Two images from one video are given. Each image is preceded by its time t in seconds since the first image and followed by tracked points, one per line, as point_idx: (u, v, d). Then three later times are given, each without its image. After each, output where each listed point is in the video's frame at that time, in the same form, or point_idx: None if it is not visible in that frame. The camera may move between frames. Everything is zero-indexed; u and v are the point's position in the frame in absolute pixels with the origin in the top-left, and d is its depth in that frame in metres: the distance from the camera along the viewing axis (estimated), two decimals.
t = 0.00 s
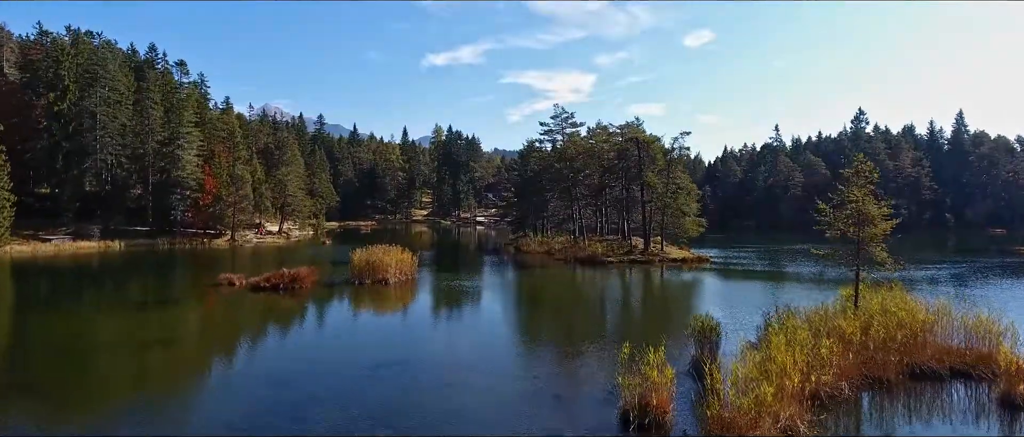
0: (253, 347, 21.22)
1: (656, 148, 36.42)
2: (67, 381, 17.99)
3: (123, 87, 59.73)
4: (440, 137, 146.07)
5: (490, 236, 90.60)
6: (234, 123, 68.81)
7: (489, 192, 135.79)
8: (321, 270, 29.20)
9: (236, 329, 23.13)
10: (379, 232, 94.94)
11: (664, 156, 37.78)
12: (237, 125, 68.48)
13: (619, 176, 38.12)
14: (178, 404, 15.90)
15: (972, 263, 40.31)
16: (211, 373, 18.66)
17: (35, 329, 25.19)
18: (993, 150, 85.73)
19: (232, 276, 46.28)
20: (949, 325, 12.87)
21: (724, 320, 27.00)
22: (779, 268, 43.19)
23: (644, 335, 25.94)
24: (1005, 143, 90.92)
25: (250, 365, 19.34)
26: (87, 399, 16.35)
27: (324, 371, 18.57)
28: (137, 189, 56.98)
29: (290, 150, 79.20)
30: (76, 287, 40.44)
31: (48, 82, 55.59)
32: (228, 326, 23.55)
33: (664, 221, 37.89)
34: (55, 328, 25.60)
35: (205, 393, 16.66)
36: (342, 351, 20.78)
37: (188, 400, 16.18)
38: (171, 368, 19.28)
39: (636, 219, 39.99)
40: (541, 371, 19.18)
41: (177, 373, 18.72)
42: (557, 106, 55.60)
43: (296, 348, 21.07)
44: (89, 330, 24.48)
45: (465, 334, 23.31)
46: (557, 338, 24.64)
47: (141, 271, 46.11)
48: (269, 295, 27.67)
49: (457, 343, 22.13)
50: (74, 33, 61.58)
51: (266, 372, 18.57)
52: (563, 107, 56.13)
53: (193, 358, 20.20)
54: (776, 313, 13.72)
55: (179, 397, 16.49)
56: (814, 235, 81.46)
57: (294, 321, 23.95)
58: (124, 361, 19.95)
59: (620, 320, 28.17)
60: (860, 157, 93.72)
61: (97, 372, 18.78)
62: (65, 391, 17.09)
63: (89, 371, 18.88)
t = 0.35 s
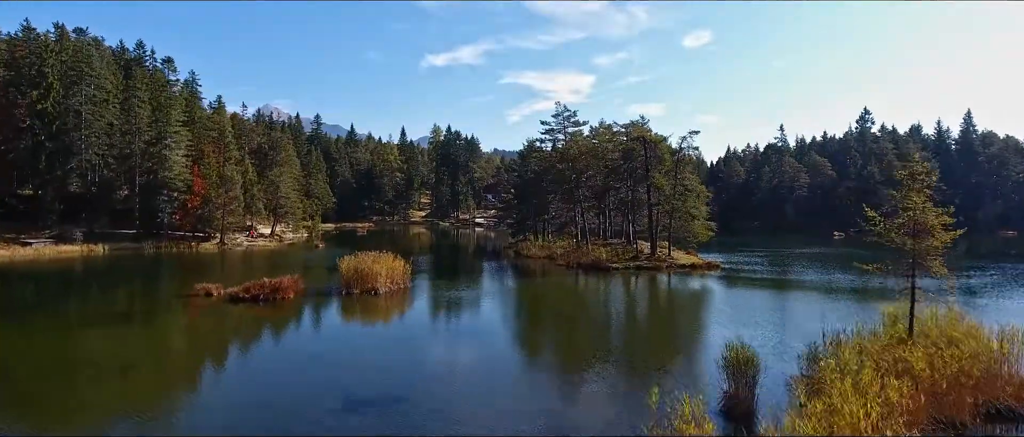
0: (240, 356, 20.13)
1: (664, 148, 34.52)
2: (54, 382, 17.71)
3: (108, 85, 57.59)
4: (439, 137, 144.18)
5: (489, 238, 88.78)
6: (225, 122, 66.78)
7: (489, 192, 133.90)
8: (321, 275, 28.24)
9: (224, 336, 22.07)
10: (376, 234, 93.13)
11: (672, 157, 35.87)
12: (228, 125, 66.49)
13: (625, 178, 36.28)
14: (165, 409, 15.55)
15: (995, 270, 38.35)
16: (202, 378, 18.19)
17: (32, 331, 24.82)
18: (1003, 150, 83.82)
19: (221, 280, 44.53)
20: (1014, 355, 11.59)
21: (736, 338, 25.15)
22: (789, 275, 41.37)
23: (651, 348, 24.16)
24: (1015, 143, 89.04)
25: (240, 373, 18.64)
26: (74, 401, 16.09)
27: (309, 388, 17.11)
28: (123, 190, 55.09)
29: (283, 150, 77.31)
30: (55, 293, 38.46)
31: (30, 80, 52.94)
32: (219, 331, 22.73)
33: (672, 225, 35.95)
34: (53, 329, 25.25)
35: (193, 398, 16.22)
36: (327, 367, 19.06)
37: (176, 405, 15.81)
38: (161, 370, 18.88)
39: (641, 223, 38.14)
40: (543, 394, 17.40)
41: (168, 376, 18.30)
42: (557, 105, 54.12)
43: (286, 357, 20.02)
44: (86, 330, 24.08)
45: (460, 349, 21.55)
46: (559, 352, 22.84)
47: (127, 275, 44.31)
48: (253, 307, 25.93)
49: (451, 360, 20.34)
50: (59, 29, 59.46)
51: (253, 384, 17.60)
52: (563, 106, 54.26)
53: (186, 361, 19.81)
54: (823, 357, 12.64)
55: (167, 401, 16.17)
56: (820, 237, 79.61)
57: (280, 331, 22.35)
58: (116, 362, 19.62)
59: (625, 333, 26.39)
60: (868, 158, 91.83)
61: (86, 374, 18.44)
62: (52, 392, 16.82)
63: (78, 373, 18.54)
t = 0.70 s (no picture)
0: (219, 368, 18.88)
1: (673, 149, 32.53)
2: (34, 390, 16.95)
3: (92, 82, 55.53)
4: (437, 138, 142.09)
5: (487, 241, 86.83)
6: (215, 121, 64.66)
7: (488, 193, 131.83)
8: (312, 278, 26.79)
9: (204, 345, 20.65)
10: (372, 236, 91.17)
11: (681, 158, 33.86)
12: (218, 124, 64.42)
13: (631, 180, 34.33)
14: (151, 423, 14.90)
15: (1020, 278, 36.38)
16: (191, 387, 17.42)
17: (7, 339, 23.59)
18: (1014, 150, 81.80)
19: (208, 286, 42.75)
20: None
21: (749, 356, 23.40)
22: (800, 285, 39.44)
23: (659, 364, 22.38)
24: None
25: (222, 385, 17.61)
26: (58, 411, 15.44)
27: (294, 406, 15.84)
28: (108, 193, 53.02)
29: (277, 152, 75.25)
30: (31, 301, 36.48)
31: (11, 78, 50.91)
32: (208, 332, 21.83)
33: (681, 230, 33.93)
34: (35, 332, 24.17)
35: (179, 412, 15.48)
36: (311, 384, 17.50)
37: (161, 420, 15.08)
38: (147, 378, 18.07)
39: (649, 226, 36.18)
40: (538, 422, 15.77)
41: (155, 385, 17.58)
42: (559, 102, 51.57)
43: (272, 366, 18.85)
44: (71, 334, 23.12)
45: (453, 367, 19.78)
46: (560, 369, 21.03)
47: (106, 282, 42.20)
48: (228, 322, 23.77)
49: (444, 378, 18.61)
50: (42, 25, 57.36)
51: (235, 398, 16.47)
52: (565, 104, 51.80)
53: (174, 366, 19.00)
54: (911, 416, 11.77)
55: (154, 414, 15.49)
56: (827, 240, 77.67)
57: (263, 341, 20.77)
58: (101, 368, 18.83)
59: (632, 347, 24.57)
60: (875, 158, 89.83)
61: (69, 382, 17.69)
62: (34, 400, 16.12)
63: (62, 380, 17.79)
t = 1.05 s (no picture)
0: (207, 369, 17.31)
1: (684, 148, 30.58)
2: (12, 392, 15.58)
3: (75, 78, 53.35)
4: (434, 138, 140.04)
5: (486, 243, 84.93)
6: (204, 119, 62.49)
7: (486, 194, 129.80)
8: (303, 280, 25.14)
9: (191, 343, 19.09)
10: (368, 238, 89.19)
11: (692, 158, 31.90)
12: (207, 123, 62.31)
13: (639, 179, 32.39)
14: (142, 424, 13.66)
15: None
16: (181, 386, 16.15)
17: None
18: None
19: (197, 290, 40.84)
20: None
21: (765, 368, 21.74)
22: (814, 292, 37.57)
23: (672, 375, 20.71)
24: None
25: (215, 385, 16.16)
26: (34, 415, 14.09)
27: (283, 417, 14.20)
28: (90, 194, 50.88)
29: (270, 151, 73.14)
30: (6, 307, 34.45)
31: None
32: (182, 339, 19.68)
33: (693, 233, 31.93)
34: (10, 337, 22.57)
35: (170, 413, 14.16)
36: (301, 393, 15.81)
37: (151, 422, 13.75)
38: (134, 378, 16.69)
39: (657, 229, 34.22)
40: None
41: (144, 385, 16.22)
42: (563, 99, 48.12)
43: (263, 370, 17.30)
44: (50, 339, 21.59)
45: (451, 378, 18.04)
46: (565, 380, 19.32)
47: (88, 286, 40.13)
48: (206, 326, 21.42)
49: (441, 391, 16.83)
50: (25, 20, 55.30)
51: (224, 403, 14.94)
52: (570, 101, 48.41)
53: (163, 364, 17.62)
54: None
55: (146, 414, 14.28)
56: (834, 242, 75.75)
57: (248, 344, 19.07)
58: (86, 368, 17.47)
59: (641, 356, 22.88)
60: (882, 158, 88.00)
61: (51, 383, 16.34)
62: (17, 402, 14.85)
63: (43, 381, 16.43)
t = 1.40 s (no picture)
0: (203, 376, 15.96)
1: (699, 146, 28.63)
2: None
3: (59, 73, 51.33)
4: (433, 137, 138.05)
5: (486, 245, 82.99)
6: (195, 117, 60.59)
7: (486, 194, 127.80)
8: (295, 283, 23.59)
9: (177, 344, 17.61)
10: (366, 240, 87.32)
11: (707, 156, 29.94)
12: (198, 120, 60.31)
13: (650, 178, 30.52)
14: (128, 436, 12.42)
15: None
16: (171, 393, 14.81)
17: None
18: None
19: (183, 294, 39.01)
20: None
21: (782, 374, 20.22)
22: (831, 299, 35.71)
23: (684, 382, 19.15)
24: None
25: (210, 394, 14.79)
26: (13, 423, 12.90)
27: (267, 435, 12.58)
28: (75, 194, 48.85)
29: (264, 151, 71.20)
30: None
31: None
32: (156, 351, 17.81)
33: (708, 236, 29.96)
34: None
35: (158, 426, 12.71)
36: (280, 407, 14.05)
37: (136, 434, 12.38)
38: (120, 382, 15.32)
39: (669, 230, 32.29)
40: None
41: (134, 389, 14.94)
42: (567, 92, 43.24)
43: (253, 382, 15.68)
44: (25, 344, 19.99)
45: (446, 389, 16.39)
46: (569, 388, 17.72)
47: (68, 290, 38.24)
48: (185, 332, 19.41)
49: (435, 401, 15.17)
50: (9, 13, 53.34)
51: (209, 420, 13.34)
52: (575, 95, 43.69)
53: (149, 367, 16.19)
54: None
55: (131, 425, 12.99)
56: (843, 244, 73.81)
57: (238, 350, 17.63)
58: (72, 368, 16.20)
59: (650, 363, 21.32)
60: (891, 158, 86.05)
61: (32, 385, 15.09)
62: None
63: (20, 387, 14.95)
